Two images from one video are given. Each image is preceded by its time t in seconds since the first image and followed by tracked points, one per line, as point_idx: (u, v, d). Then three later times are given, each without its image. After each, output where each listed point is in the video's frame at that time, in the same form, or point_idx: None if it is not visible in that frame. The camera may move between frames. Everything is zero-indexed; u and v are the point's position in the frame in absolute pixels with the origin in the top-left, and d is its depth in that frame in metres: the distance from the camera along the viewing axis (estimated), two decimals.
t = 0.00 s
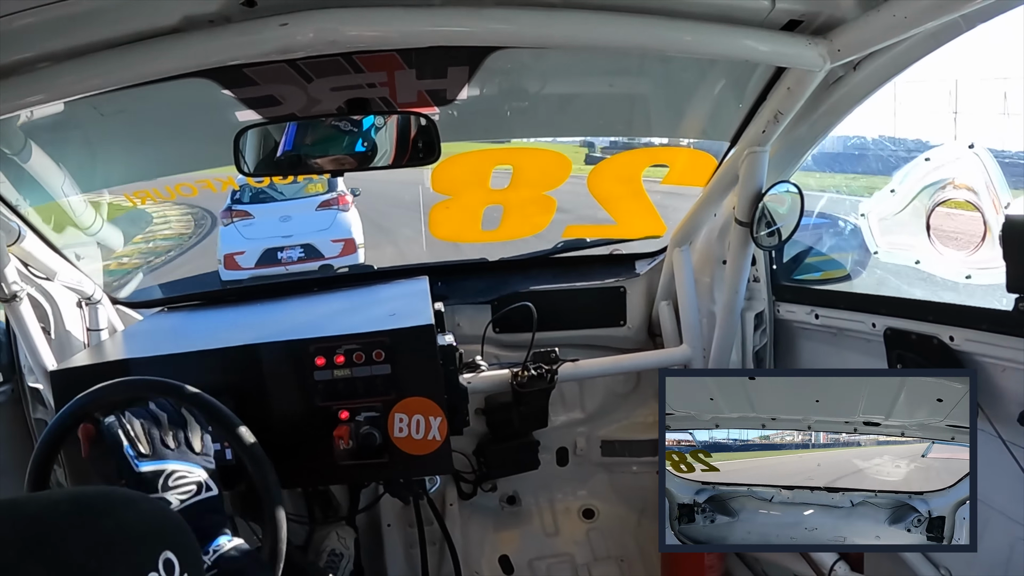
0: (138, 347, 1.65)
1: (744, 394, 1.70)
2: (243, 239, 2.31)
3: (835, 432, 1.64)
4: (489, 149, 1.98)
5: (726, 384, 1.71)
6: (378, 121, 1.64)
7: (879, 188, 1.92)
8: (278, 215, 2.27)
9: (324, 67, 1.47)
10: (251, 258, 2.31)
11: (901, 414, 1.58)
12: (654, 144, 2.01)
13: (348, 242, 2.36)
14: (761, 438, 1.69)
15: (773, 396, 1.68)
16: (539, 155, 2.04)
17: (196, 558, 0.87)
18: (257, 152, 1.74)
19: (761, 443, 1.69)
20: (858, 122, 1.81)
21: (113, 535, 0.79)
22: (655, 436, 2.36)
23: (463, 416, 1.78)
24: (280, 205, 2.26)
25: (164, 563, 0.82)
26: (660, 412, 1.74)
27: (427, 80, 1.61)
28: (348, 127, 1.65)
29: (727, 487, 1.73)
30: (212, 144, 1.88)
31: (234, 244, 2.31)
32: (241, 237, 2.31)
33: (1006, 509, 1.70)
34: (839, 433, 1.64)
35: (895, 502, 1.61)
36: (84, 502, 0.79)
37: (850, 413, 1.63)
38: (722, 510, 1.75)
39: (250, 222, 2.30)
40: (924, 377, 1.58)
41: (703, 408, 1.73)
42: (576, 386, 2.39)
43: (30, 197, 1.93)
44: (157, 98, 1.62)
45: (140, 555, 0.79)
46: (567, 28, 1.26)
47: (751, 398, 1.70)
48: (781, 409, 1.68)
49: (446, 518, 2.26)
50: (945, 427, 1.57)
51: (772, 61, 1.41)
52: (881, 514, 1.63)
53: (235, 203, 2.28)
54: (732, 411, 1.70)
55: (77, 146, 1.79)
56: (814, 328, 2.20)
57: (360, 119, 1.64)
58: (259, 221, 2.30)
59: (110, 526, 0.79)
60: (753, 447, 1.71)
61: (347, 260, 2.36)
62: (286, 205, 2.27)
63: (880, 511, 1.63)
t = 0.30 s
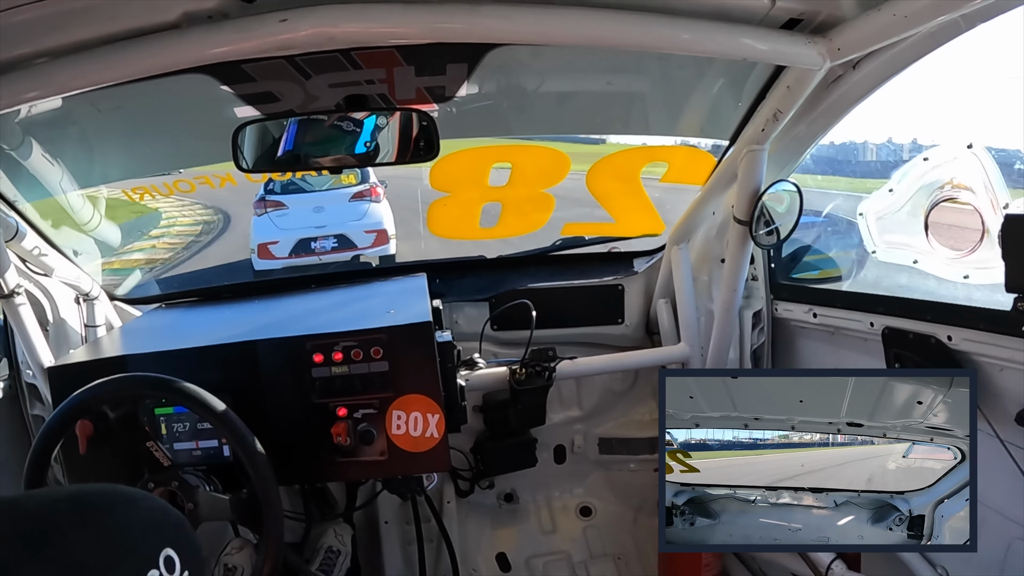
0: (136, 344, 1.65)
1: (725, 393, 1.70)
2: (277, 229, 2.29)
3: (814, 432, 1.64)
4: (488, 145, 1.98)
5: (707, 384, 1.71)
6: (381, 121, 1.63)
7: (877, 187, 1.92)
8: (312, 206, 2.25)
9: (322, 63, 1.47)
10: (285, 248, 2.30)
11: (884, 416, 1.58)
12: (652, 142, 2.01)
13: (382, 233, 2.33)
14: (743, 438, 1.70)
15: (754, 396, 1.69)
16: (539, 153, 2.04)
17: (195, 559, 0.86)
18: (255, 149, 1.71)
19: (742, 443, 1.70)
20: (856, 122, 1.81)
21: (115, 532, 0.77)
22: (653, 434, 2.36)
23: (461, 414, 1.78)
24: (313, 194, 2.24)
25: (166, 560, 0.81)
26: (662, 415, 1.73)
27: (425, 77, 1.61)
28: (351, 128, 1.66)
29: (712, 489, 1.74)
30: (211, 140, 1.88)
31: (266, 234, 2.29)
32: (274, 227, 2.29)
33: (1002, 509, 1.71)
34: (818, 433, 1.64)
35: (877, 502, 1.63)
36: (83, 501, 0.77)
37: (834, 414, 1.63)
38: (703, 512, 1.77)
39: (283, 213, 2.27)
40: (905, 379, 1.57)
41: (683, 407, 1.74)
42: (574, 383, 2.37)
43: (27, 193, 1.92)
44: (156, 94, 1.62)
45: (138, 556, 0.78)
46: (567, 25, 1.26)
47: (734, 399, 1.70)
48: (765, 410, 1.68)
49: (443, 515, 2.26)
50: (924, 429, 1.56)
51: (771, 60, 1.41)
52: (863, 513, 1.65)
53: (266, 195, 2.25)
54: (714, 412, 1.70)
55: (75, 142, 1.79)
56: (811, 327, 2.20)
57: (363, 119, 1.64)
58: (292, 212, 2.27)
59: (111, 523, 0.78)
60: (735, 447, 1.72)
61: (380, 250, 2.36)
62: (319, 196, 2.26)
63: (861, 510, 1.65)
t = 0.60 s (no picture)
0: (135, 342, 1.65)
1: (707, 392, 1.75)
2: (314, 220, 2.28)
3: (800, 433, 1.66)
4: (487, 143, 1.96)
5: (688, 386, 1.76)
6: (378, 125, 1.69)
7: (876, 188, 1.92)
8: (348, 197, 2.23)
9: (322, 61, 1.47)
10: (323, 239, 2.32)
11: (867, 418, 1.60)
12: (652, 140, 2.00)
13: (417, 225, 2.33)
14: (724, 437, 1.71)
15: (737, 396, 1.73)
16: (537, 149, 2.02)
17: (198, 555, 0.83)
18: (253, 148, 1.72)
19: (725, 442, 1.71)
20: (856, 121, 1.81)
21: (105, 532, 0.77)
22: (652, 433, 2.36)
23: (461, 410, 1.78)
24: (349, 187, 2.21)
25: (164, 556, 0.79)
26: (662, 413, 1.76)
27: (425, 75, 1.60)
28: (348, 134, 1.70)
29: (688, 492, 1.76)
30: (211, 138, 1.88)
31: (303, 226, 2.29)
32: (312, 218, 2.28)
33: (1001, 508, 1.71)
34: (803, 434, 1.66)
35: (861, 501, 1.66)
36: (82, 500, 0.78)
37: (819, 415, 1.65)
38: (683, 515, 1.78)
39: (320, 204, 2.25)
40: (890, 381, 1.59)
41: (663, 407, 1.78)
42: (573, 382, 2.38)
43: (26, 189, 1.92)
44: (156, 92, 1.62)
45: (135, 556, 0.76)
46: (567, 24, 1.26)
47: (715, 397, 1.74)
48: (749, 410, 1.71)
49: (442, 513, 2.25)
50: (905, 431, 1.57)
51: (772, 59, 1.41)
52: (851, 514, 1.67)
53: (302, 186, 2.19)
54: (696, 411, 1.75)
55: (74, 140, 1.79)
56: (810, 326, 2.21)
57: (360, 125, 1.69)
58: (329, 203, 2.24)
59: (105, 521, 0.77)
60: (719, 446, 1.72)
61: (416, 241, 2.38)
62: (355, 188, 2.23)
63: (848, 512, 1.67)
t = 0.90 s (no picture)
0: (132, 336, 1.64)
1: (689, 394, 1.81)
2: (337, 212, 2.29)
3: (783, 433, 1.72)
4: (488, 139, 1.97)
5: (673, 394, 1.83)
6: (379, 118, 1.66)
7: (879, 181, 1.89)
8: (372, 190, 2.22)
9: (322, 55, 1.46)
10: (346, 230, 2.32)
11: (851, 418, 1.66)
12: (652, 136, 2.00)
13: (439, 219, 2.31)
14: (708, 437, 1.78)
15: (720, 397, 1.77)
16: (538, 145, 2.02)
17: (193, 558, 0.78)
18: (255, 142, 1.71)
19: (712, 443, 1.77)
20: (857, 116, 1.81)
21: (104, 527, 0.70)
22: (651, 428, 2.37)
23: (461, 405, 1.79)
24: (372, 181, 2.19)
25: (162, 551, 0.73)
26: (662, 412, 1.82)
27: (425, 69, 1.60)
28: (349, 128, 1.70)
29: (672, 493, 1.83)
30: (210, 132, 1.87)
31: (327, 217, 2.29)
32: (336, 210, 2.29)
33: (999, 504, 1.71)
34: (787, 434, 1.71)
35: (847, 501, 1.72)
36: (79, 500, 0.72)
37: (803, 415, 1.71)
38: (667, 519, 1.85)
39: (344, 196, 2.26)
40: (870, 382, 1.65)
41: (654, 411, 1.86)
42: (572, 376, 2.39)
43: (27, 184, 1.92)
44: (156, 86, 1.62)
45: (136, 551, 0.70)
46: (567, 18, 1.26)
47: (696, 398, 1.81)
48: (729, 410, 1.76)
49: (442, 506, 2.26)
50: (887, 432, 1.63)
51: (771, 55, 1.41)
52: (835, 513, 1.73)
53: (326, 178, 2.19)
54: (674, 410, 1.82)
55: (73, 134, 1.79)
56: (810, 322, 2.22)
57: (360, 120, 1.68)
58: (353, 195, 2.25)
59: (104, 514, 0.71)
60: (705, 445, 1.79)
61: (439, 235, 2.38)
62: (377, 180, 2.20)
63: (834, 510, 1.73)
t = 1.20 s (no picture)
0: (135, 333, 1.65)
1: (688, 396, 1.81)
2: (354, 207, 2.24)
3: (782, 434, 1.72)
4: (488, 137, 1.96)
5: (673, 398, 1.82)
6: (380, 114, 1.63)
7: (879, 181, 1.89)
8: (388, 186, 2.16)
9: (326, 52, 1.47)
10: (362, 226, 2.30)
11: (850, 420, 1.66)
12: (654, 134, 2.00)
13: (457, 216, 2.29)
14: (706, 438, 1.79)
15: (716, 398, 1.78)
16: (541, 143, 2.02)
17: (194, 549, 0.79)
18: (256, 139, 1.69)
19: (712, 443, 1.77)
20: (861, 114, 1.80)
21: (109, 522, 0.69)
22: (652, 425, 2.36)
23: (462, 403, 1.79)
24: (390, 176, 2.12)
25: (162, 546, 0.74)
26: (665, 412, 1.81)
27: (428, 66, 1.60)
28: (348, 125, 1.66)
29: (670, 494, 1.83)
30: (213, 130, 1.87)
31: (343, 213, 2.26)
32: (351, 205, 2.24)
33: (1001, 503, 1.71)
34: (785, 435, 1.71)
35: (846, 503, 1.72)
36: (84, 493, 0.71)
37: (802, 417, 1.71)
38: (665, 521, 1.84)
39: (360, 192, 2.19)
40: (866, 384, 1.65)
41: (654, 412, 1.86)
42: (574, 374, 2.39)
43: (30, 180, 1.93)
44: (158, 83, 1.62)
45: (136, 546, 0.70)
46: (572, 16, 1.25)
47: (692, 397, 1.80)
48: (728, 411, 1.76)
49: (443, 505, 2.26)
50: (887, 433, 1.63)
51: (774, 53, 1.41)
52: (833, 513, 1.73)
53: (342, 173, 2.11)
54: (674, 411, 1.82)
55: (74, 131, 1.78)
56: (812, 320, 2.22)
57: (361, 115, 1.64)
58: (369, 190, 2.18)
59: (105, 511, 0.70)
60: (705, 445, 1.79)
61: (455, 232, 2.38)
62: (392, 176, 2.14)
63: (832, 511, 1.73)
